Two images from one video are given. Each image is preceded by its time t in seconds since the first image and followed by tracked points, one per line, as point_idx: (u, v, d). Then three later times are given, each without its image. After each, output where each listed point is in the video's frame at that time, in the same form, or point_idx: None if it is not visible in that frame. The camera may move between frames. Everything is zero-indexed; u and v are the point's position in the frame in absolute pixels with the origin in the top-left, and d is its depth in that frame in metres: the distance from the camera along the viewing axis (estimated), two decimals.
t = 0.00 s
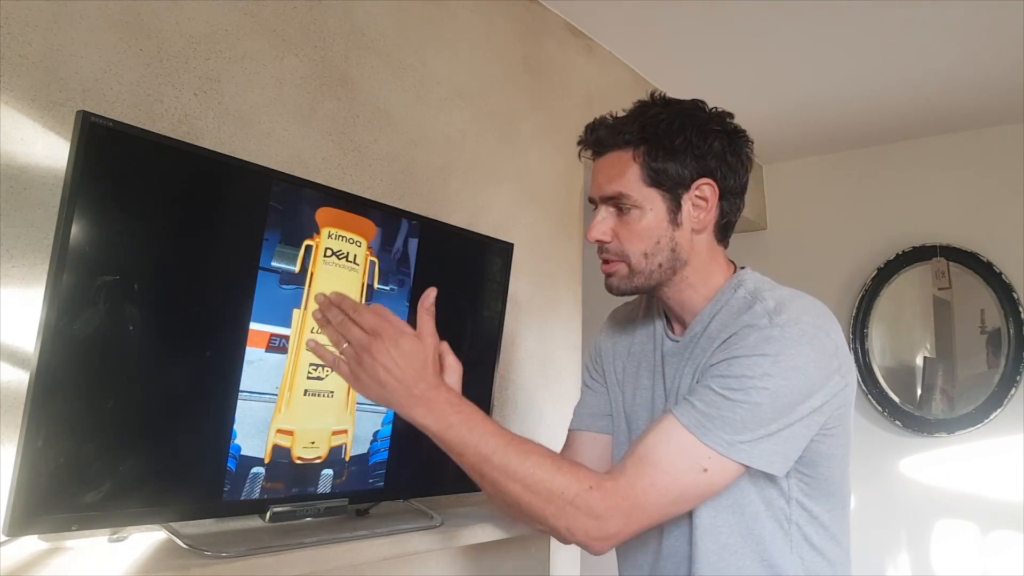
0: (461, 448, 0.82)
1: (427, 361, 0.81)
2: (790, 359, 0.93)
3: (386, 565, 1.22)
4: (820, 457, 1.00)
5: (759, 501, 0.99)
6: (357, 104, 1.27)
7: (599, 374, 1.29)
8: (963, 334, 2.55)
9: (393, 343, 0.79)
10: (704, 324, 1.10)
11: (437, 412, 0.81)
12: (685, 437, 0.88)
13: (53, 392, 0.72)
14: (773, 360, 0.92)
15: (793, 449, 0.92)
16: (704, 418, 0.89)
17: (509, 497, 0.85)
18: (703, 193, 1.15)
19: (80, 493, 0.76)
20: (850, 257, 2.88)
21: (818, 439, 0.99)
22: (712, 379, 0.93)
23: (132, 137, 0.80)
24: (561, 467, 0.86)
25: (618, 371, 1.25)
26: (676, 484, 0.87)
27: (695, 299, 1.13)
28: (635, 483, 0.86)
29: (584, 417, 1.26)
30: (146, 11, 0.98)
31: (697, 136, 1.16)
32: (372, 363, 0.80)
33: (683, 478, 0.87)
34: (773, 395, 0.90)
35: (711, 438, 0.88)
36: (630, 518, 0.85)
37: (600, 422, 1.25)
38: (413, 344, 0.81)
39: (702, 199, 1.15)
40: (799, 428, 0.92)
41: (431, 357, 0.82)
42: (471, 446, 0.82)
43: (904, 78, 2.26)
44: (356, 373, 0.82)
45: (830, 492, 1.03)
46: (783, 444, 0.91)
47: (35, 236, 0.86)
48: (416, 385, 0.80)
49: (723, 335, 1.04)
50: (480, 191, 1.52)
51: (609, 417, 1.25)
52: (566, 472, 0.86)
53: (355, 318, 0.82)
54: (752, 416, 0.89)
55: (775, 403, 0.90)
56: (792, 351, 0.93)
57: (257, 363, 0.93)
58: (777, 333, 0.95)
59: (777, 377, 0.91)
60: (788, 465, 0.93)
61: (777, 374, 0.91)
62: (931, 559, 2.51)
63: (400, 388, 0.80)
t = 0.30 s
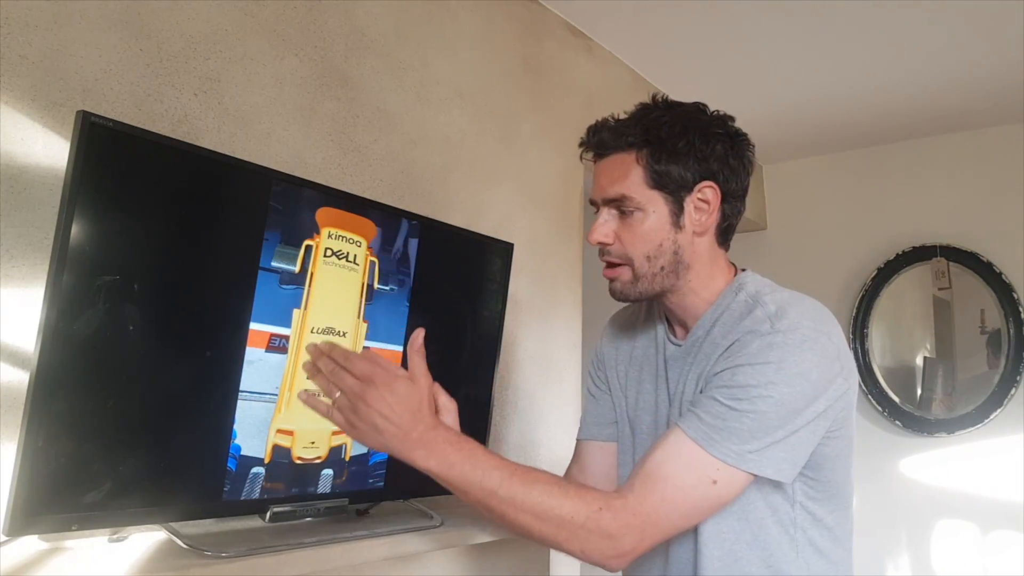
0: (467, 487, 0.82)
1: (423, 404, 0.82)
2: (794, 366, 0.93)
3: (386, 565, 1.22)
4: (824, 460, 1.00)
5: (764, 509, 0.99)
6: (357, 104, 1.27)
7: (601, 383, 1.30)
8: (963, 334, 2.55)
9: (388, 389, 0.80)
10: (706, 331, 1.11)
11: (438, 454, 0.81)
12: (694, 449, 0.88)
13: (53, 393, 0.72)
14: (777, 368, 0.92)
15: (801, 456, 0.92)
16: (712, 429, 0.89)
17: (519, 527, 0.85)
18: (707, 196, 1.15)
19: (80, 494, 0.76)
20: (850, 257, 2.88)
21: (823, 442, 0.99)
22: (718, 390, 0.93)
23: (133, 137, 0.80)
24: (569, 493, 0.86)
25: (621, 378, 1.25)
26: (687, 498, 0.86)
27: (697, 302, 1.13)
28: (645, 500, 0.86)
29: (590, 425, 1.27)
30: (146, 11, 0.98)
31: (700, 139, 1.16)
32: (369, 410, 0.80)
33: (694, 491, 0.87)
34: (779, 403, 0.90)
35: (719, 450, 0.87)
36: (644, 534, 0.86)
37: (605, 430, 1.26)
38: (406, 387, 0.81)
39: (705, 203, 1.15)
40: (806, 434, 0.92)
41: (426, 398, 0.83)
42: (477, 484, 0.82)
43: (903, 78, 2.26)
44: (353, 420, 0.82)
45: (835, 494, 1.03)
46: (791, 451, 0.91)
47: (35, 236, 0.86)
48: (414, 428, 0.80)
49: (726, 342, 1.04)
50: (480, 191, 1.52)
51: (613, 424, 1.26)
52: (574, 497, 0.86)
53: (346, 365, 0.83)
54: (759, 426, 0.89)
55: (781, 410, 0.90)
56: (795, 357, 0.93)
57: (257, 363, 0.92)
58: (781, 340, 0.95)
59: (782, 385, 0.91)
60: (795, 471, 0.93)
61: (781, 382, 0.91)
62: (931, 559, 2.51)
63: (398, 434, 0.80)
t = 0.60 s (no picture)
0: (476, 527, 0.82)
1: (419, 451, 0.83)
2: (797, 368, 0.93)
3: (386, 565, 1.22)
4: (827, 461, 1.01)
5: (768, 511, 0.98)
6: (357, 104, 1.27)
7: (604, 390, 1.30)
8: (963, 334, 2.55)
9: (380, 441, 0.81)
10: (708, 333, 1.11)
11: (441, 499, 0.82)
12: (702, 458, 0.88)
13: (53, 393, 0.72)
14: (781, 372, 0.92)
15: (808, 458, 0.92)
16: (719, 438, 0.89)
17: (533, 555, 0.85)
18: (710, 196, 1.15)
19: (80, 494, 0.76)
20: (850, 257, 2.88)
21: (827, 445, 1.00)
22: (724, 397, 0.93)
23: (133, 137, 0.79)
24: (578, 515, 0.86)
25: (623, 384, 1.26)
26: (698, 507, 0.87)
27: (702, 301, 1.13)
28: (656, 513, 0.86)
29: (595, 432, 1.27)
30: (145, 10, 0.98)
31: (703, 140, 1.16)
32: (367, 465, 0.81)
33: (704, 499, 0.87)
34: (785, 406, 0.90)
35: (727, 457, 0.88)
36: (659, 545, 0.86)
37: (609, 437, 1.26)
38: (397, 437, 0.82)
39: (708, 203, 1.15)
40: (812, 436, 0.92)
41: (421, 446, 0.83)
42: (485, 522, 0.82)
43: (902, 79, 2.26)
44: (357, 478, 0.84)
45: (837, 495, 1.04)
46: (799, 454, 0.91)
47: (35, 236, 0.86)
48: (413, 477, 0.81)
49: (729, 346, 1.05)
50: (480, 191, 1.52)
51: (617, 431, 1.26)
52: (583, 519, 0.86)
53: (338, 425, 0.85)
54: (766, 431, 0.89)
55: (787, 414, 0.90)
56: (799, 360, 0.93)
57: (257, 363, 0.92)
58: (784, 343, 0.95)
59: (787, 389, 0.91)
60: (803, 474, 0.93)
61: (786, 386, 0.91)
62: (931, 559, 2.51)
63: (398, 484, 0.81)
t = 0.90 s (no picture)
0: (479, 533, 0.84)
1: (420, 460, 0.85)
2: (798, 369, 0.93)
3: (386, 565, 1.22)
4: (828, 462, 1.02)
5: (768, 512, 0.99)
6: (357, 104, 1.27)
7: (604, 391, 1.30)
8: (963, 334, 2.55)
9: (381, 450, 0.83)
10: (709, 334, 1.11)
11: (443, 505, 0.83)
12: (704, 460, 0.88)
13: (53, 393, 0.72)
14: (782, 373, 0.92)
15: (810, 458, 0.92)
16: (721, 439, 0.89)
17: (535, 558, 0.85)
18: (722, 194, 1.18)
19: (80, 493, 0.76)
20: (849, 257, 2.88)
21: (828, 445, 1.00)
22: (725, 398, 0.93)
23: (132, 137, 0.79)
24: (581, 519, 0.86)
25: (623, 384, 1.26)
26: (700, 509, 0.87)
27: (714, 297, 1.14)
28: (659, 515, 0.86)
29: (596, 434, 1.28)
30: (145, 10, 0.98)
31: (714, 139, 1.19)
32: (369, 474, 0.84)
33: (707, 501, 0.87)
34: (785, 407, 0.90)
35: (729, 459, 0.88)
36: (662, 547, 0.86)
37: (610, 438, 1.26)
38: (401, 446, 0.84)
39: (720, 197, 1.18)
40: (813, 437, 0.92)
41: (422, 453, 0.86)
42: (487, 528, 0.83)
43: (901, 79, 2.26)
44: (359, 488, 0.86)
45: (837, 496, 1.04)
46: (800, 455, 0.91)
47: (36, 236, 0.86)
48: (416, 485, 0.83)
49: (729, 347, 1.04)
50: (480, 190, 1.52)
51: (618, 432, 1.26)
52: (586, 523, 0.86)
53: (338, 435, 0.85)
54: (768, 432, 0.89)
55: (787, 415, 0.90)
56: (800, 361, 0.93)
57: (257, 363, 0.92)
58: (785, 344, 0.95)
59: (788, 390, 0.91)
60: (805, 474, 0.93)
61: (786, 387, 0.91)
62: (931, 559, 2.51)
63: (400, 492, 0.83)
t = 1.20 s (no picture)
0: (485, 530, 0.83)
1: (430, 455, 0.85)
2: (802, 369, 0.93)
3: (386, 565, 1.22)
4: (829, 463, 1.02)
5: (771, 513, 0.98)
6: (357, 104, 1.26)
7: (606, 393, 1.30)
8: (964, 334, 2.54)
9: (393, 443, 0.83)
10: (712, 335, 1.11)
11: (451, 502, 0.83)
12: (710, 461, 0.88)
13: (52, 393, 0.72)
14: (787, 374, 0.92)
15: (814, 459, 0.92)
16: (726, 441, 0.89)
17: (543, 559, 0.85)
18: (725, 188, 1.24)
19: (79, 494, 0.76)
20: (850, 257, 2.88)
21: (831, 445, 1.00)
22: (731, 399, 0.93)
23: (133, 137, 0.79)
24: (590, 520, 0.86)
25: (624, 385, 1.26)
26: (706, 511, 0.86)
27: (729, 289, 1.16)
28: (666, 518, 0.86)
29: (598, 435, 1.28)
30: (145, 10, 0.98)
31: (713, 136, 1.25)
32: (380, 466, 0.84)
33: (714, 503, 0.87)
34: (790, 408, 0.90)
35: (735, 461, 0.87)
36: (670, 551, 0.85)
37: (611, 440, 1.26)
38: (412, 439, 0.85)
39: (723, 191, 1.23)
40: (817, 437, 0.92)
41: (433, 449, 0.86)
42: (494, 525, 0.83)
43: (902, 79, 2.26)
44: (369, 480, 0.86)
45: (839, 497, 1.04)
46: (805, 456, 0.91)
47: (35, 236, 0.86)
48: (426, 480, 0.83)
49: (732, 348, 1.04)
50: (480, 190, 1.52)
51: (619, 433, 1.26)
52: (595, 524, 0.85)
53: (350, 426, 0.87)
54: (773, 433, 0.89)
55: (792, 416, 0.90)
56: (804, 361, 0.93)
57: (257, 363, 0.92)
58: (789, 344, 0.95)
59: (792, 390, 0.91)
60: (809, 475, 0.93)
61: (791, 387, 0.91)
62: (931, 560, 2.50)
63: (409, 486, 0.83)
